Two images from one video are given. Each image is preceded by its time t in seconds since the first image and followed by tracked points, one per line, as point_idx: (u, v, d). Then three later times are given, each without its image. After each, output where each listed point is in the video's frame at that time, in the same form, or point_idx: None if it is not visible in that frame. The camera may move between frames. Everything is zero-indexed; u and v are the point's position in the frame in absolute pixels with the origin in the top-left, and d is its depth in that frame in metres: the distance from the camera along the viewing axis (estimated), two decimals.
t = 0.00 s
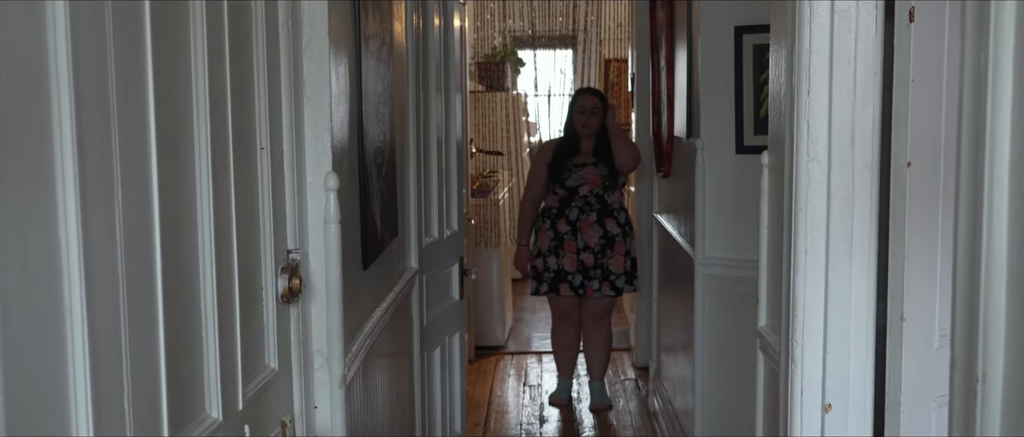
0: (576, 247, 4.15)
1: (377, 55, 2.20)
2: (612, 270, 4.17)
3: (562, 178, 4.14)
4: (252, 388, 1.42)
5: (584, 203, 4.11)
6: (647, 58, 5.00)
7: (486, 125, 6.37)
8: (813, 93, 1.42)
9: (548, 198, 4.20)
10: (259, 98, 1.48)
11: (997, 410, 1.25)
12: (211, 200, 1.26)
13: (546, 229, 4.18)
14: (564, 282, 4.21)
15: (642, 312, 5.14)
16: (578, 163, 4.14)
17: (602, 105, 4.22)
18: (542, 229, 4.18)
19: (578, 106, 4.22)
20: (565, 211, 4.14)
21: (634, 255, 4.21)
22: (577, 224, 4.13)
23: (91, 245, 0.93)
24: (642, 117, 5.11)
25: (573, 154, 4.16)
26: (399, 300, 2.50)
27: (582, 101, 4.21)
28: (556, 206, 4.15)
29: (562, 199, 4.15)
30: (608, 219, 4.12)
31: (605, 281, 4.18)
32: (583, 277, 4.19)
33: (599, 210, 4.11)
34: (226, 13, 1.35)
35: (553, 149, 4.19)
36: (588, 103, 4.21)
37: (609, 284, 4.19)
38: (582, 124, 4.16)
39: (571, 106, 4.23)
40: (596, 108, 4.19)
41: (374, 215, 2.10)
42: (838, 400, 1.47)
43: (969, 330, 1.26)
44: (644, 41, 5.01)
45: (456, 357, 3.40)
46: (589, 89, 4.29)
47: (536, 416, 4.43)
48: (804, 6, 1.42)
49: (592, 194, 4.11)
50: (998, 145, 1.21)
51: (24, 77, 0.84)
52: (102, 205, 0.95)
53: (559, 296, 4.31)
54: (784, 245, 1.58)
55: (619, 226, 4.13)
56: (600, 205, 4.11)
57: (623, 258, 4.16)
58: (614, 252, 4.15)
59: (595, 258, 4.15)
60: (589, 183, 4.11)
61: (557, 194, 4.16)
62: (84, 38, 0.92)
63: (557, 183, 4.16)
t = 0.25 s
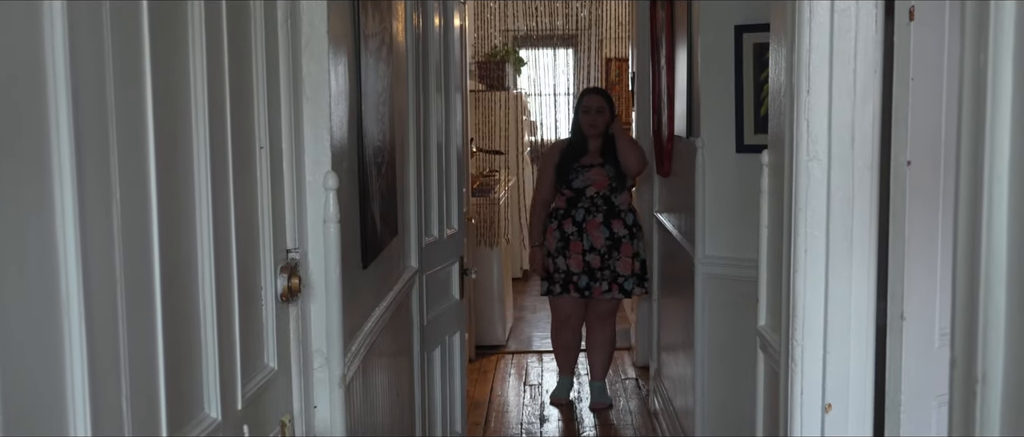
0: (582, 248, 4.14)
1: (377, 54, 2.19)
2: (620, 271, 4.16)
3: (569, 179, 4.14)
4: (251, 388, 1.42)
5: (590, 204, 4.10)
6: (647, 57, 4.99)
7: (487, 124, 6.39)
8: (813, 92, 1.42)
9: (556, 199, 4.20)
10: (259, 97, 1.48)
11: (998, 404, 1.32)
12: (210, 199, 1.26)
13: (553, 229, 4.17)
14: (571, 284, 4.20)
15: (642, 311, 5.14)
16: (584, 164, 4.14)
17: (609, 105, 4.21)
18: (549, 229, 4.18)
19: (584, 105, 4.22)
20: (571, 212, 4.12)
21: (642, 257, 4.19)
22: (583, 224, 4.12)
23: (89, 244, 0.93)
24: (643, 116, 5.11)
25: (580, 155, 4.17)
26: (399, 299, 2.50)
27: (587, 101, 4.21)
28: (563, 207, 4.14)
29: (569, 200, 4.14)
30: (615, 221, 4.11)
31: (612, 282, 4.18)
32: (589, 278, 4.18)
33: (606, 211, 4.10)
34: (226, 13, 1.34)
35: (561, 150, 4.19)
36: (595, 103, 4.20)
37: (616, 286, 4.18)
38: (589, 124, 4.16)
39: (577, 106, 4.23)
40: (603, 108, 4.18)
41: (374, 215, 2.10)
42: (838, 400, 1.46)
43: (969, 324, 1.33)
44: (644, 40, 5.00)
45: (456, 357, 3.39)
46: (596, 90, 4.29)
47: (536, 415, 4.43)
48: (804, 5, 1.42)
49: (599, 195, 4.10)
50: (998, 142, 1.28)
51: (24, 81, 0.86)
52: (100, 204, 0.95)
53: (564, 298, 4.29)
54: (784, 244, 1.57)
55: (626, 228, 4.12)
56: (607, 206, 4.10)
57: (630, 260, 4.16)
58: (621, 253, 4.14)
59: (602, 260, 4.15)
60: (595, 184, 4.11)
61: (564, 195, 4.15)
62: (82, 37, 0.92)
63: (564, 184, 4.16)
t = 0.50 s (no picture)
0: (583, 249, 4.13)
1: (377, 54, 2.19)
2: (620, 275, 4.13)
3: (571, 181, 4.16)
4: (252, 388, 1.42)
5: (592, 206, 4.10)
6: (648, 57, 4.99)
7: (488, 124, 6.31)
8: (813, 91, 1.42)
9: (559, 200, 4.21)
10: (259, 97, 1.48)
11: (997, 404, 1.32)
12: (210, 200, 1.25)
13: (554, 229, 4.18)
14: (570, 286, 4.17)
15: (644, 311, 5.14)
16: (586, 166, 4.15)
17: (610, 105, 4.25)
18: (551, 229, 4.19)
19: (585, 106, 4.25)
20: (573, 214, 4.14)
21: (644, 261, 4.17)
22: (585, 226, 4.12)
23: (89, 243, 0.93)
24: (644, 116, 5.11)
25: (582, 157, 4.17)
26: (399, 299, 2.50)
27: (589, 101, 4.23)
28: (565, 209, 4.16)
29: (571, 202, 4.15)
30: (617, 224, 4.09)
31: (612, 286, 4.15)
32: (588, 281, 4.15)
33: (607, 214, 4.08)
34: (226, 14, 1.34)
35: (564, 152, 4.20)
36: (596, 103, 4.24)
37: (616, 290, 4.16)
38: (591, 124, 4.18)
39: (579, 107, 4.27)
40: (604, 107, 4.23)
41: (374, 215, 2.10)
42: (838, 400, 1.46)
43: (969, 322, 1.35)
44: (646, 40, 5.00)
45: (457, 357, 3.39)
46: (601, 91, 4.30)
47: (537, 415, 4.43)
48: (804, 5, 1.42)
49: (600, 197, 4.10)
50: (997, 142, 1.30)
51: (24, 81, 0.86)
52: (100, 204, 0.95)
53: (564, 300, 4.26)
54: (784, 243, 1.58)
55: (627, 231, 4.10)
56: (609, 209, 4.09)
57: (631, 263, 4.13)
58: (622, 256, 4.12)
59: (601, 262, 4.12)
60: (597, 187, 4.11)
61: (566, 196, 4.17)
62: (82, 38, 0.92)
63: (565, 185, 4.17)
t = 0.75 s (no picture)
0: (581, 255, 4.06)
1: (379, 54, 2.19)
2: (619, 279, 4.07)
3: (568, 186, 4.07)
4: (252, 388, 1.42)
5: (590, 211, 4.03)
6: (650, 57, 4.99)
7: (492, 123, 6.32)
8: (815, 92, 1.42)
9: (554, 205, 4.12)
10: (260, 97, 1.48)
11: (997, 405, 1.32)
12: (211, 199, 1.26)
13: (550, 234, 4.09)
14: (568, 292, 4.09)
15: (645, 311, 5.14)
16: (582, 171, 4.06)
17: (605, 107, 4.24)
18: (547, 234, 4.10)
19: (580, 109, 4.24)
20: (571, 219, 4.06)
21: (643, 265, 4.11)
22: (583, 231, 4.05)
23: (90, 243, 0.93)
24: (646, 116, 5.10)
25: (577, 160, 4.08)
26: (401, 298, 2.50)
27: (583, 103, 4.23)
28: (562, 213, 4.08)
29: (568, 207, 4.07)
30: (615, 228, 4.03)
31: (611, 291, 4.08)
32: (587, 286, 4.08)
33: (606, 218, 4.02)
34: (227, 14, 1.35)
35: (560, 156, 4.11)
36: (591, 105, 4.22)
37: (615, 295, 4.09)
38: (586, 126, 4.19)
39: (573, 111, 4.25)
40: (599, 109, 4.21)
41: (376, 215, 2.10)
42: (839, 400, 1.46)
43: (970, 324, 1.35)
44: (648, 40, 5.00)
45: (458, 356, 3.39)
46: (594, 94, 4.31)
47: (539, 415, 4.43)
48: (805, 6, 1.42)
49: (598, 202, 4.03)
50: (998, 145, 1.29)
51: (23, 78, 0.85)
52: (100, 204, 0.95)
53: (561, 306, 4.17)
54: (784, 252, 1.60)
55: (626, 235, 4.05)
56: (607, 214, 4.02)
57: (630, 268, 4.07)
58: (620, 261, 4.06)
59: (601, 268, 4.05)
60: (595, 192, 4.03)
61: (562, 201, 4.08)
62: (83, 38, 0.93)
63: (562, 191, 4.09)
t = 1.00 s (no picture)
0: (571, 263, 3.99)
1: (380, 53, 2.20)
2: (609, 286, 4.01)
3: (553, 193, 3.98)
4: (253, 387, 1.42)
5: (577, 218, 3.95)
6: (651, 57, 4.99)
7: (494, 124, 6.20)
8: (815, 92, 1.42)
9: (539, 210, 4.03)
10: (260, 97, 1.48)
11: (998, 405, 1.34)
12: (212, 198, 1.26)
13: (538, 241, 4.02)
14: (560, 301, 4.04)
15: (646, 311, 5.15)
16: (566, 176, 3.98)
17: (590, 107, 4.09)
18: (535, 242, 4.03)
19: (564, 108, 4.11)
20: (557, 226, 3.98)
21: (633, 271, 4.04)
22: (570, 240, 3.97)
23: (90, 241, 0.93)
24: (647, 116, 5.10)
25: (562, 164, 4.02)
26: (402, 298, 2.51)
27: (567, 103, 4.10)
28: (548, 220, 3.99)
29: (554, 213, 3.98)
30: (603, 234, 3.96)
31: (602, 299, 4.03)
32: (578, 294, 4.03)
33: (593, 225, 3.94)
34: (228, 14, 1.35)
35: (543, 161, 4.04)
36: (575, 105, 4.08)
37: (606, 302, 4.04)
38: (570, 127, 4.06)
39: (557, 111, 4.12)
40: (584, 109, 4.07)
41: (377, 215, 2.11)
42: (840, 401, 1.46)
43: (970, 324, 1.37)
44: (649, 40, 5.01)
45: (459, 357, 3.39)
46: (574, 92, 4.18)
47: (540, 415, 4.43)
48: (806, 6, 1.42)
49: (584, 209, 3.94)
50: (998, 148, 1.31)
51: (24, 73, 0.84)
52: (101, 203, 0.95)
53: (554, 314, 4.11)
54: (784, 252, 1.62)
55: (614, 241, 3.97)
56: (594, 220, 3.95)
57: (619, 274, 4.00)
58: (610, 268, 3.99)
59: (591, 276, 4.00)
60: (580, 198, 3.94)
61: (548, 207, 4.00)
62: (84, 38, 0.92)
63: (546, 197, 3.99)
